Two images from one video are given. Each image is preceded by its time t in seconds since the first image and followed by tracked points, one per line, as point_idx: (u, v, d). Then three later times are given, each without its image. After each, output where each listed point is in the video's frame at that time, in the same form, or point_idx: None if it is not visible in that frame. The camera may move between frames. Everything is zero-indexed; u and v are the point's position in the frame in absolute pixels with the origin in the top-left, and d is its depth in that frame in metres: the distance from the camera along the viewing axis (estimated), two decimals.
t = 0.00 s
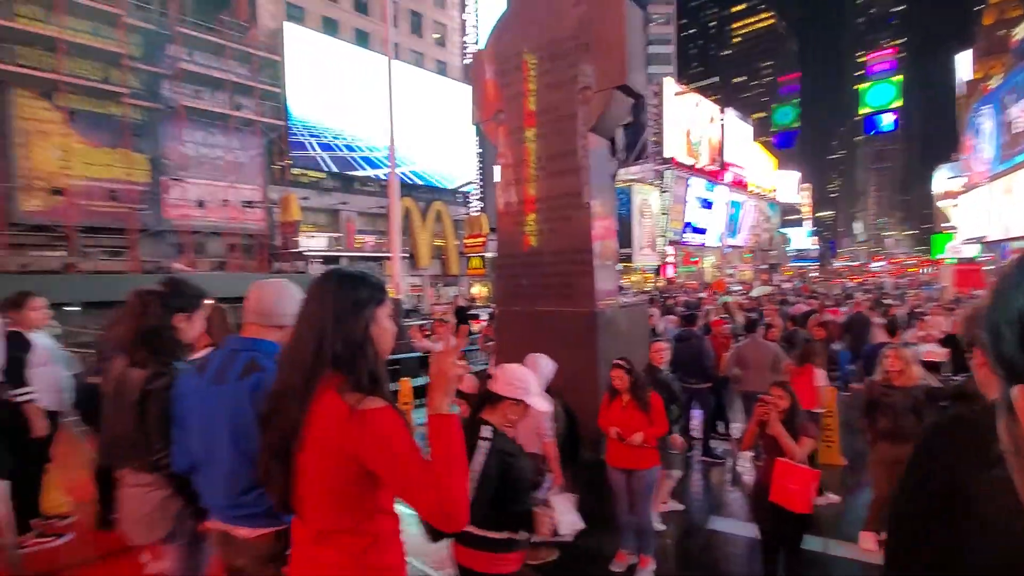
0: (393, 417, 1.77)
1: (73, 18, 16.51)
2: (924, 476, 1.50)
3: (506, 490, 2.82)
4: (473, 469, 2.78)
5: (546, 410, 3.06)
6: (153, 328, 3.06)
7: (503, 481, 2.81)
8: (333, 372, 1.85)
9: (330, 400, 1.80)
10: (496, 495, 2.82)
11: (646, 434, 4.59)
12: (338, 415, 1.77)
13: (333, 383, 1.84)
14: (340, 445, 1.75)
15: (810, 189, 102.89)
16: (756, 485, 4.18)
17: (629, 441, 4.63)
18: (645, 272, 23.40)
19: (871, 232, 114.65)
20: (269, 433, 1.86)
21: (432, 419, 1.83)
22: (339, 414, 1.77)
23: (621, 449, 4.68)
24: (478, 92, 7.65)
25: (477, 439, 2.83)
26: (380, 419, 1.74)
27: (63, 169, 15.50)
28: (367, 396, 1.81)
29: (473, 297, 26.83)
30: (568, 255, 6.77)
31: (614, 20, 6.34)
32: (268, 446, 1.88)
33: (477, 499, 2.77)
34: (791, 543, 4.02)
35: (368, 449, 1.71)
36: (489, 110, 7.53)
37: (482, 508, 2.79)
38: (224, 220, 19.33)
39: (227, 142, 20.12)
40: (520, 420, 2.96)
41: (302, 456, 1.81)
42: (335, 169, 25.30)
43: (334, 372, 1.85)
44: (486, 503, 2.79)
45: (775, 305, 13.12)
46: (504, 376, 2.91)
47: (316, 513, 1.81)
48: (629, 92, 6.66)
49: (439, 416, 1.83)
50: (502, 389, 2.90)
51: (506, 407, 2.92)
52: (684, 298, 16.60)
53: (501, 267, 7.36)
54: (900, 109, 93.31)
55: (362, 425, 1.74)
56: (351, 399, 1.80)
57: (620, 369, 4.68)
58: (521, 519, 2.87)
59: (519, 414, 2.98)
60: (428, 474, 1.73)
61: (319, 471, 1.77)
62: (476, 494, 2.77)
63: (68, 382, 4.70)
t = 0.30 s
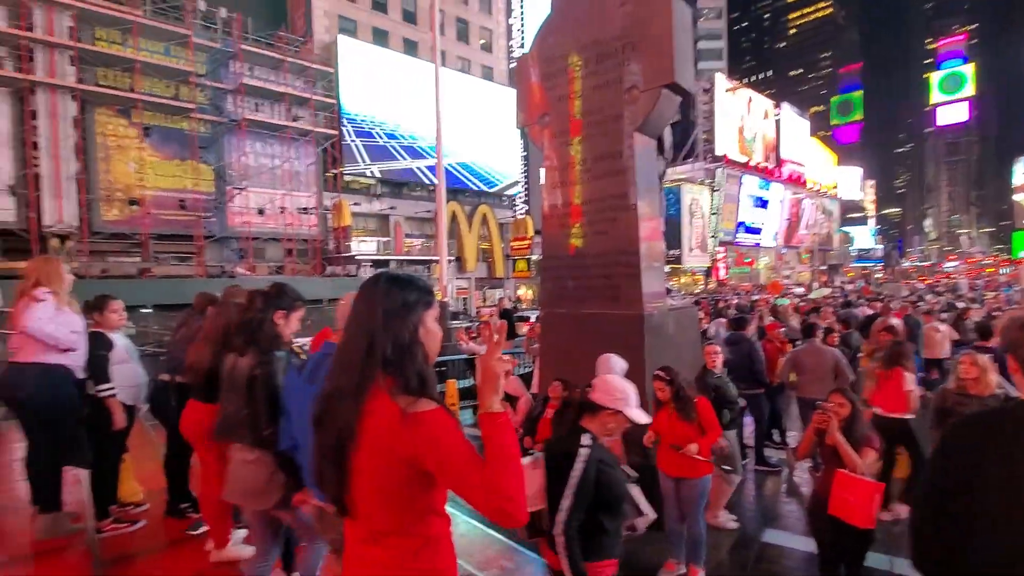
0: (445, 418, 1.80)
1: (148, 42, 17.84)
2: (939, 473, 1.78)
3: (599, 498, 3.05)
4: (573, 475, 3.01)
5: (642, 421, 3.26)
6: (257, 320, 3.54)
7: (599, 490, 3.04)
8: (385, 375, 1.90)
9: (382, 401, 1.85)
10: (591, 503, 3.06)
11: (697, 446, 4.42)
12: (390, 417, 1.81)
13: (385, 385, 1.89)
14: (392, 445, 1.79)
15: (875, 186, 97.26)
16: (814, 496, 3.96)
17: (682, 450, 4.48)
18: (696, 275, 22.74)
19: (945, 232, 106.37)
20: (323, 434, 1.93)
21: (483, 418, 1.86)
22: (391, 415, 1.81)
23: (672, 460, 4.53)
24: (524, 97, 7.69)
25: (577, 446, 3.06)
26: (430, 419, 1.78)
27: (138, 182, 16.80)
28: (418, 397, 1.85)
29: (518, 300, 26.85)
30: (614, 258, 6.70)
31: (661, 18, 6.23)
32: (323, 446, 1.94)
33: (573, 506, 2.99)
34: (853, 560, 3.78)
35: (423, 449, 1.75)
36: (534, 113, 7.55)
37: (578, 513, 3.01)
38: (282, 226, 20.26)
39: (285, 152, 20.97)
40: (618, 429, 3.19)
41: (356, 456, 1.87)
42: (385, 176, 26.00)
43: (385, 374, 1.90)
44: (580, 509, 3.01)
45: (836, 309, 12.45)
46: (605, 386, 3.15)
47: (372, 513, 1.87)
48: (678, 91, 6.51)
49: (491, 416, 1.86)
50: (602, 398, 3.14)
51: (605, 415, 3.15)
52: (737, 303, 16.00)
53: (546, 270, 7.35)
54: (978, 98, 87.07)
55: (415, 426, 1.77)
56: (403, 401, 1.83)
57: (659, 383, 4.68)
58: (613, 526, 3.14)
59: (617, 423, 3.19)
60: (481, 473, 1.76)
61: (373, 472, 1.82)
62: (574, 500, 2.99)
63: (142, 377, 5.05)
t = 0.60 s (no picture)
0: (512, 418, 1.82)
1: (224, 63, 18.98)
2: None
3: (734, 504, 2.92)
4: (706, 482, 2.87)
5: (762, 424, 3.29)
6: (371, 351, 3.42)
7: (731, 497, 2.92)
8: (451, 374, 1.93)
9: (451, 401, 1.89)
10: (726, 510, 2.91)
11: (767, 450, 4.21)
12: (459, 417, 1.85)
13: (452, 385, 1.92)
14: (461, 444, 1.82)
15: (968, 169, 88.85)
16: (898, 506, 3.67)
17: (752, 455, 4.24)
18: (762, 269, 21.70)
19: None
20: (390, 432, 1.98)
21: (553, 420, 1.87)
22: (461, 415, 1.84)
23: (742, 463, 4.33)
24: (580, 94, 7.61)
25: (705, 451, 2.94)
26: (499, 420, 1.80)
27: (218, 194, 18.12)
28: (485, 396, 1.88)
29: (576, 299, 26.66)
30: (674, 253, 6.49)
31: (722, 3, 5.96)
32: (390, 444, 2.00)
33: (709, 514, 2.86)
34: None
35: (493, 449, 1.77)
36: (591, 109, 7.46)
37: (715, 522, 2.88)
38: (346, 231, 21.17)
39: (349, 160, 21.91)
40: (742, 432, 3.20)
41: (427, 457, 1.91)
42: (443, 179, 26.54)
43: (452, 375, 1.93)
44: (717, 518, 2.87)
45: (923, 304, 11.50)
46: (730, 389, 3.16)
47: (441, 510, 1.90)
48: (742, 77, 6.20)
49: (560, 416, 1.87)
50: (727, 402, 3.14)
51: (731, 418, 3.10)
52: (810, 298, 15.10)
53: (603, 267, 7.26)
54: None
55: (484, 426, 1.80)
56: (471, 401, 1.86)
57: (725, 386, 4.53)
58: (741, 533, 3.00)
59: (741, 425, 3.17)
60: (552, 473, 1.77)
61: (442, 469, 1.86)
62: (710, 509, 2.86)
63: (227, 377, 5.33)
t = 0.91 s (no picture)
0: (548, 415, 1.83)
1: (271, 76, 19.66)
2: None
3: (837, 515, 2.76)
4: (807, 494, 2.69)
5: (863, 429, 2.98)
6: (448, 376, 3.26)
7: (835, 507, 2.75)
8: (489, 372, 1.96)
9: (489, 396, 1.91)
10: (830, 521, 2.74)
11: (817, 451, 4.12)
12: (496, 412, 1.87)
13: (490, 381, 1.95)
14: (497, 438, 1.84)
15: None
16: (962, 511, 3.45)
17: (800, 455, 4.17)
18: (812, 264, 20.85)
19: None
20: (433, 426, 2.04)
21: (592, 419, 1.86)
22: (499, 410, 1.87)
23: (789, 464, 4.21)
24: (618, 89, 7.53)
25: (799, 462, 2.75)
26: (535, 416, 1.82)
27: (268, 202, 18.89)
28: (521, 392, 1.89)
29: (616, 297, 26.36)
30: (718, 249, 6.33)
31: None
32: (433, 437, 2.06)
33: (812, 526, 2.69)
34: None
35: (529, 445, 1.78)
36: (630, 105, 7.36)
37: (821, 538, 2.68)
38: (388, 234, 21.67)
39: (390, 165, 22.38)
40: (841, 443, 2.89)
41: (465, 454, 1.94)
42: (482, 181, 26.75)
43: (490, 372, 1.96)
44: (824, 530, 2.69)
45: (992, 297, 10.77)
46: (821, 400, 2.88)
47: (479, 502, 1.94)
48: (787, 66, 5.97)
49: (600, 417, 1.85)
50: (820, 413, 2.87)
51: (827, 430, 2.86)
52: (864, 293, 14.41)
53: (644, 265, 7.16)
54: None
55: (520, 421, 1.81)
56: (508, 397, 1.88)
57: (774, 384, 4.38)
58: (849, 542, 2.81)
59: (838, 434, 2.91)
60: (587, 472, 1.77)
61: (479, 461, 1.89)
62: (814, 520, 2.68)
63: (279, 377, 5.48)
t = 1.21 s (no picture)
0: (569, 411, 1.83)
1: (309, 85, 20.31)
2: None
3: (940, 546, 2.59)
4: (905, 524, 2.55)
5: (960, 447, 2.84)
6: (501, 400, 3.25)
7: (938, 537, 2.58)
8: (511, 370, 1.97)
9: (510, 393, 1.92)
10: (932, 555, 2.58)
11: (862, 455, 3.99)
12: (519, 407, 1.89)
13: (512, 379, 1.96)
14: (520, 431, 1.86)
15: None
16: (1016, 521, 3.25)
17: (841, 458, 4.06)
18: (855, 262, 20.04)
19: None
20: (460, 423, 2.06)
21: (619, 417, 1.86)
22: (521, 406, 1.88)
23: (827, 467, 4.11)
24: (651, 88, 7.44)
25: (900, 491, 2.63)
26: (557, 411, 1.83)
27: (306, 208, 19.46)
28: (543, 389, 1.90)
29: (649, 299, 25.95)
30: (756, 249, 6.17)
31: None
32: (460, 433, 2.09)
33: (908, 561, 2.53)
34: None
35: (549, 439, 1.79)
36: (663, 103, 7.27)
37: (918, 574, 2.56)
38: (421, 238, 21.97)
39: (422, 169, 22.68)
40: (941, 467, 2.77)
41: (490, 447, 1.97)
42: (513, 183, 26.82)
43: (511, 370, 1.97)
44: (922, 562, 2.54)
45: None
46: (917, 426, 2.72)
47: (505, 494, 1.96)
48: (828, 58, 5.76)
49: (627, 416, 1.85)
50: (917, 440, 2.70)
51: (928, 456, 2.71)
52: (914, 293, 13.74)
53: (678, 266, 7.04)
54: None
55: (542, 416, 1.82)
56: (529, 393, 1.89)
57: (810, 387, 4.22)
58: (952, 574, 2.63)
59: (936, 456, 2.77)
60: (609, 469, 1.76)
61: (503, 454, 1.91)
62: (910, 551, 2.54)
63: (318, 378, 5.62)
